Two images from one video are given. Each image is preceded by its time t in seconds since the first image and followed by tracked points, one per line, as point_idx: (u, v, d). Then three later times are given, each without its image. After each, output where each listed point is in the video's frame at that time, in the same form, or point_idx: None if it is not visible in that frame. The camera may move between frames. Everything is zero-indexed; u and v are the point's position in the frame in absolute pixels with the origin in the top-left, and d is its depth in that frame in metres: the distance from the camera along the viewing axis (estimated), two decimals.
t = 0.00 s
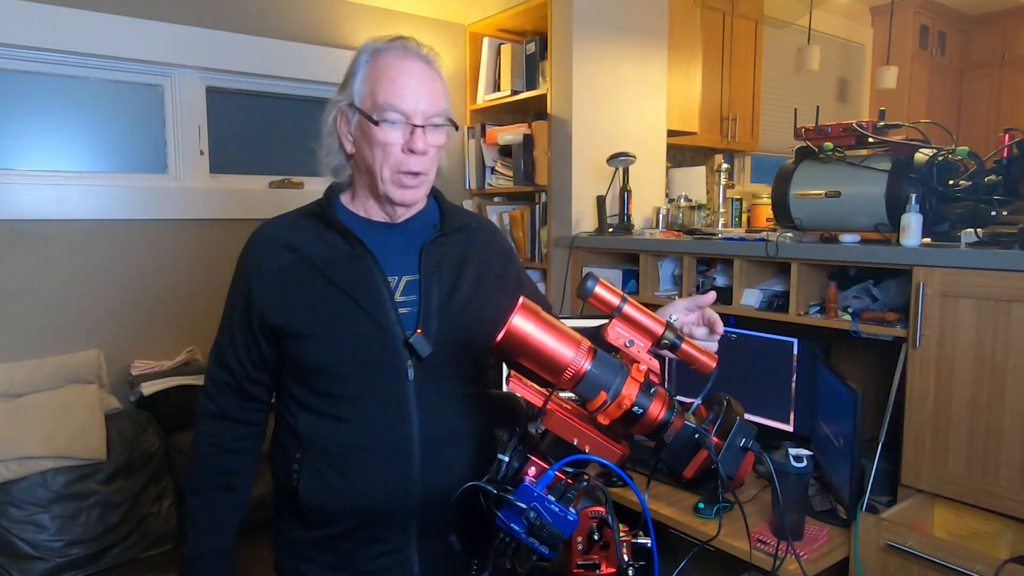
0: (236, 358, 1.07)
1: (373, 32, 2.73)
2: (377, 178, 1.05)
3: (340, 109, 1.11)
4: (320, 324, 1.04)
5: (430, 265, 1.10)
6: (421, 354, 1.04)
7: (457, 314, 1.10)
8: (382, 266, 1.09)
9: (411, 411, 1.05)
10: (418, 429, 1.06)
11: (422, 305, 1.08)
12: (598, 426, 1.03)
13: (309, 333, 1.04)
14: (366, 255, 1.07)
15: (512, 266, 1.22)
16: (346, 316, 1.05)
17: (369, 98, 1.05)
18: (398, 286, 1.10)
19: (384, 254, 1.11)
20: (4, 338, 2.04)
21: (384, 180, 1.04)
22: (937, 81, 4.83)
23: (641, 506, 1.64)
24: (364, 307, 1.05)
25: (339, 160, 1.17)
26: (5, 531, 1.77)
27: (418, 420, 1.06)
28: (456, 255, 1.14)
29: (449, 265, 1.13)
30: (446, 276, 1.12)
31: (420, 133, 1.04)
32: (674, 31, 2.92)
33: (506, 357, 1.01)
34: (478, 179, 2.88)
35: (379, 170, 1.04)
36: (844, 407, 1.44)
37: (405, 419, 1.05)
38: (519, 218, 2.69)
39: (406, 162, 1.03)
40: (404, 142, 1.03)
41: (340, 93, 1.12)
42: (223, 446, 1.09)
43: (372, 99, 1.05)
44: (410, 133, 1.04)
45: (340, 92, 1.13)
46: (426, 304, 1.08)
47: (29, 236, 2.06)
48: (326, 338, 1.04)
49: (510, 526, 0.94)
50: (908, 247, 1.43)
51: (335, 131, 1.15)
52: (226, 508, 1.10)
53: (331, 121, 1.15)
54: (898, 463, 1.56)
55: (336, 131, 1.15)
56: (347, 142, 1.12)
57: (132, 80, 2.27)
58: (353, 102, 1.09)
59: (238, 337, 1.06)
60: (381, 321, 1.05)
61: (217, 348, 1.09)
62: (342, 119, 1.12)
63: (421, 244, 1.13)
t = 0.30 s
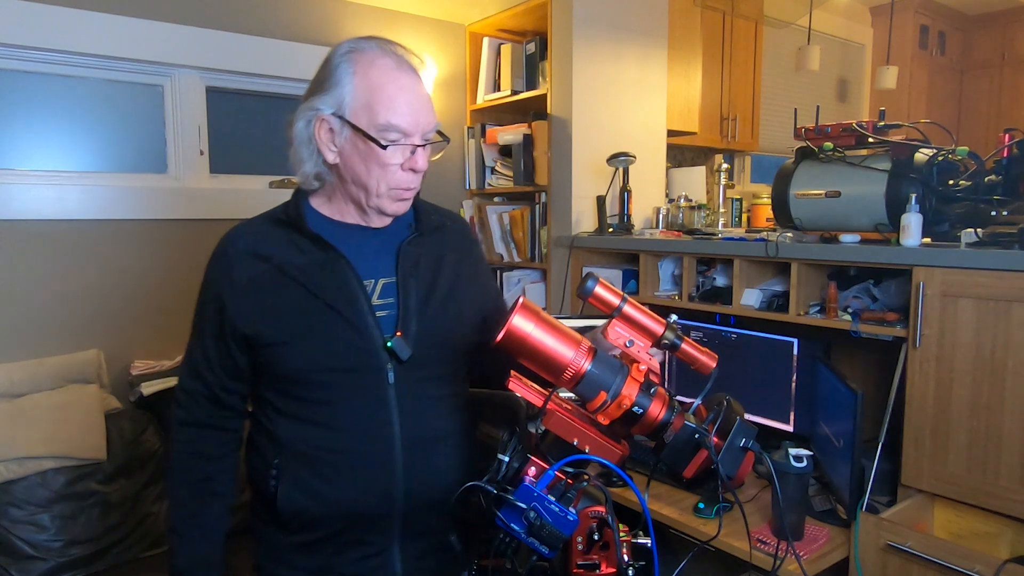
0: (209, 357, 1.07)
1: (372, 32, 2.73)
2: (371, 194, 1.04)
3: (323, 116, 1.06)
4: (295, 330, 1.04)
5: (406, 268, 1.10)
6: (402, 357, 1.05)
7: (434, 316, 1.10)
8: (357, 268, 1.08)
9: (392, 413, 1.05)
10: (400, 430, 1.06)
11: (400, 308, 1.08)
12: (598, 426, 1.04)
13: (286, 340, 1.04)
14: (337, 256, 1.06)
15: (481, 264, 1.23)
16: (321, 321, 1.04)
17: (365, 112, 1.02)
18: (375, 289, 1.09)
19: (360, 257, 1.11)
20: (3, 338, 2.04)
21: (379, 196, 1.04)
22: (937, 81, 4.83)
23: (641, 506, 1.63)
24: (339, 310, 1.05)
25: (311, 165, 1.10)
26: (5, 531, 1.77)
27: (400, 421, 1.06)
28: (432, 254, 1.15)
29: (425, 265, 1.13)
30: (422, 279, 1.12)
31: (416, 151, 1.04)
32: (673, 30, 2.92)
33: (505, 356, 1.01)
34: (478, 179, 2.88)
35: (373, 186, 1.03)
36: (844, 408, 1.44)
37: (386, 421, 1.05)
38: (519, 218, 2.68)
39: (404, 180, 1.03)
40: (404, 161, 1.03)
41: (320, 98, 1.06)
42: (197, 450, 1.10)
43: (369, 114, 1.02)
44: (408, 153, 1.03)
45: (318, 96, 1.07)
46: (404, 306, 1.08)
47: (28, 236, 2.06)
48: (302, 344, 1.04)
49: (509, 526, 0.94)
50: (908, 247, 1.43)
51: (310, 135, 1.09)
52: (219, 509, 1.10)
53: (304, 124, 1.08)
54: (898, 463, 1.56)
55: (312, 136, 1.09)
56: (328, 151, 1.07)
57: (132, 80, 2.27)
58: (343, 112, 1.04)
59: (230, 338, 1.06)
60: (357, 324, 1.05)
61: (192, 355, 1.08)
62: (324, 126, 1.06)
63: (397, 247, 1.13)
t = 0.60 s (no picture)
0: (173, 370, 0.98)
1: (372, 32, 2.73)
2: (346, 199, 1.04)
3: (297, 119, 1.05)
4: (280, 338, 1.03)
5: (388, 270, 1.12)
6: (392, 359, 1.06)
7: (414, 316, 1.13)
8: (340, 273, 1.08)
9: (384, 413, 1.07)
10: (392, 429, 1.07)
11: (385, 312, 1.09)
12: (598, 426, 1.04)
13: (271, 350, 1.02)
14: (320, 263, 1.05)
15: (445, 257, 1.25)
16: (307, 329, 1.04)
17: (342, 117, 1.02)
18: (358, 293, 1.10)
19: (343, 261, 1.11)
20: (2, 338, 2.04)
21: (354, 201, 1.04)
22: (937, 81, 4.83)
23: (641, 506, 1.63)
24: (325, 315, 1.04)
25: (285, 167, 1.09)
26: (5, 531, 1.77)
27: (391, 421, 1.07)
28: (408, 255, 1.17)
29: (403, 265, 1.15)
30: (402, 282, 1.14)
31: (392, 157, 1.04)
32: (673, 30, 2.93)
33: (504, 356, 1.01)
34: (478, 179, 2.88)
35: (349, 191, 1.03)
36: (844, 407, 1.44)
37: (378, 423, 1.06)
38: (519, 218, 2.65)
39: (381, 186, 1.04)
40: (380, 167, 1.03)
41: (295, 101, 1.05)
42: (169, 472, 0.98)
43: (346, 119, 1.02)
44: (385, 159, 1.03)
45: (293, 98, 1.06)
46: (388, 309, 1.09)
47: (28, 236, 2.06)
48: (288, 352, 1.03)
49: (510, 526, 0.94)
50: (908, 247, 1.43)
51: (283, 138, 1.08)
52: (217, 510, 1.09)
53: (276, 127, 1.07)
54: (898, 463, 1.56)
55: (284, 139, 1.08)
56: (303, 154, 1.06)
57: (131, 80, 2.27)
58: (318, 117, 1.04)
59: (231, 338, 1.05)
60: (344, 329, 1.05)
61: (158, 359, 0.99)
62: (298, 129, 1.06)
63: (376, 249, 1.15)
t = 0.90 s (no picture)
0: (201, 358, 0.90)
1: (372, 32, 2.73)
2: (349, 194, 1.02)
3: (296, 116, 1.04)
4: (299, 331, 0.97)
5: (395, 266, 1.10)
6: (406, 354, 1.04)
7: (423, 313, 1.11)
8: (354, 266, 1.05)
9: (399, 411, 1.03)
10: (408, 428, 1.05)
11: (398, 306, 1.06)
12: (597, 426, 1.04)
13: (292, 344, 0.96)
14: (336, 256, 1.02)
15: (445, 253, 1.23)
16: (328, 323, 0.99)
17: (340, 111, 1.01)
18: (370, 289, 1.07)
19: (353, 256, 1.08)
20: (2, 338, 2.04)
21: (357, 195, 1.02)
22: (937, 81, 4.83)
23: (641, 506, 1.63)
24: (346, 308, 1.00)
25: (286, 166, 1.07)
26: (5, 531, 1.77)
27: (407, 419, 1.05)
28: (411, 251, 1.15)
29: (408, 262, 1.13)
30: (408, 278, 1.12)
31: (392, 149, 1.03)
32: (673, 30, 2.92)
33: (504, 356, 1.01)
34: (478, 179, 2.88)
35: (351, 185, 1.02)
36: (844, 407, 1.44)
37: (395, 421, 1.03)
38: (519, 218, 2.65)
39: (382, 178, 1.02)
40: (381, 159, 1.02)
41: (293, 98, 1.04)
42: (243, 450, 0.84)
43: (344, 113, 1.00)
44: (386, 151, 1.02)
45: (291, 96, 1.05)
46: (401, 303, 1.07)
47: (28, 236, 2.06)
48: (310, 346, 0.97)
49: (509, 526, 0.94)
50: (909, 247, 1.43)
51: (283, 138, 1.06)
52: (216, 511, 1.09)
53: (275, 126, 1.06)
54: (898, 463, 1.56)
55: (284, 138, 1.06)
56: (303, 151, 1.05)
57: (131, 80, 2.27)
58: (316, 112, 1.02)
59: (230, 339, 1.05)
60: (363, 323, 1.01)
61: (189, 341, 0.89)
62: (297, 127, 1.04)
63: (382, 246, 1.12)
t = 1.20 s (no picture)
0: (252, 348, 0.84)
1: (372, 32, 2.73)
2: (398, 193, 0.97)
3: (345, 115, 0.98)
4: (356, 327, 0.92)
5: (444, 262, 1.06)
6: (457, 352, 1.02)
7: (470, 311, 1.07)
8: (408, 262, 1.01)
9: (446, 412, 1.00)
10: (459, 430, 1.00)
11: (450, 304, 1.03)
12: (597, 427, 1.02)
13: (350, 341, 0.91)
14: (392, 252, 0.98)
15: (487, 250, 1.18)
16: (386, 319, 0.95)
17: (387, 110, 0.94)
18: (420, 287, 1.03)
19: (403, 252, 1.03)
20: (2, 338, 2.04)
21: (405, 195, 0.97)
22: (937, 81, 4.83)
23: (641, 506, 1.63)
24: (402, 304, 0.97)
25: (337, 165, 1.02)
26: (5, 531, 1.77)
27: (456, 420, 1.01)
28: (458, 249, 1.10)
29: (455, 259, 1.09)
30: (456, 274, 1.08)
31: (439, 145, 0.96)
32: (673, 30, 2.93)
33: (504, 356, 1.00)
34: (478, 179, 2.88)
35: (399, 185, 0.96)
36: (844, 407, 1.44)
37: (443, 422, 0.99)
38: (520, 218, 2.70)
39: (430, 178, 0.97)
40: (427, 158, 0.96)
41: (342, 97, 0.98)
42: (335, 419, 0.78)
43: (391, 111, 0.94)
44: (432, 149, 0.96)
45: (341, 94, 0.98)
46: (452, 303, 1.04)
47: (27, 236, 2.05)
48: (364, 344, 0.93)
49: (509, 527, 0.92)
50: (909, 247, 1.43)
51: (334, 137, 1.01)
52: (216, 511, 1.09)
53: (326, 125, 1.00)
54: (898, 463, 1.56)
55: (335, 137, 1.01)
56: (353, 151, 0.99)
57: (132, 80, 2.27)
58: (364, 111, 0.96)
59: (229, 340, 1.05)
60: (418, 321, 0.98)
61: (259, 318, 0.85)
62: (347, 126, 0.98)
63: (431, 242, 1.08)
